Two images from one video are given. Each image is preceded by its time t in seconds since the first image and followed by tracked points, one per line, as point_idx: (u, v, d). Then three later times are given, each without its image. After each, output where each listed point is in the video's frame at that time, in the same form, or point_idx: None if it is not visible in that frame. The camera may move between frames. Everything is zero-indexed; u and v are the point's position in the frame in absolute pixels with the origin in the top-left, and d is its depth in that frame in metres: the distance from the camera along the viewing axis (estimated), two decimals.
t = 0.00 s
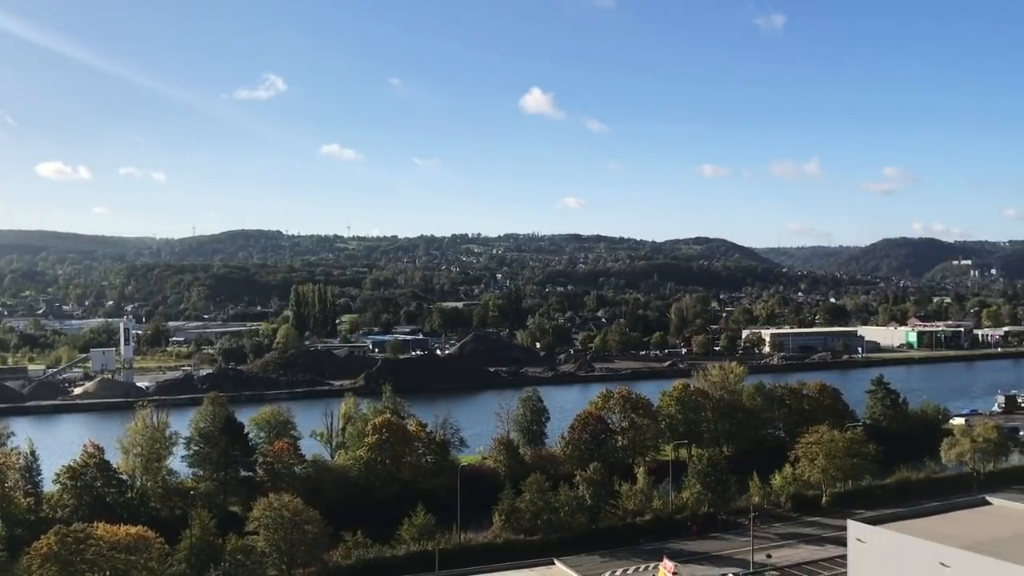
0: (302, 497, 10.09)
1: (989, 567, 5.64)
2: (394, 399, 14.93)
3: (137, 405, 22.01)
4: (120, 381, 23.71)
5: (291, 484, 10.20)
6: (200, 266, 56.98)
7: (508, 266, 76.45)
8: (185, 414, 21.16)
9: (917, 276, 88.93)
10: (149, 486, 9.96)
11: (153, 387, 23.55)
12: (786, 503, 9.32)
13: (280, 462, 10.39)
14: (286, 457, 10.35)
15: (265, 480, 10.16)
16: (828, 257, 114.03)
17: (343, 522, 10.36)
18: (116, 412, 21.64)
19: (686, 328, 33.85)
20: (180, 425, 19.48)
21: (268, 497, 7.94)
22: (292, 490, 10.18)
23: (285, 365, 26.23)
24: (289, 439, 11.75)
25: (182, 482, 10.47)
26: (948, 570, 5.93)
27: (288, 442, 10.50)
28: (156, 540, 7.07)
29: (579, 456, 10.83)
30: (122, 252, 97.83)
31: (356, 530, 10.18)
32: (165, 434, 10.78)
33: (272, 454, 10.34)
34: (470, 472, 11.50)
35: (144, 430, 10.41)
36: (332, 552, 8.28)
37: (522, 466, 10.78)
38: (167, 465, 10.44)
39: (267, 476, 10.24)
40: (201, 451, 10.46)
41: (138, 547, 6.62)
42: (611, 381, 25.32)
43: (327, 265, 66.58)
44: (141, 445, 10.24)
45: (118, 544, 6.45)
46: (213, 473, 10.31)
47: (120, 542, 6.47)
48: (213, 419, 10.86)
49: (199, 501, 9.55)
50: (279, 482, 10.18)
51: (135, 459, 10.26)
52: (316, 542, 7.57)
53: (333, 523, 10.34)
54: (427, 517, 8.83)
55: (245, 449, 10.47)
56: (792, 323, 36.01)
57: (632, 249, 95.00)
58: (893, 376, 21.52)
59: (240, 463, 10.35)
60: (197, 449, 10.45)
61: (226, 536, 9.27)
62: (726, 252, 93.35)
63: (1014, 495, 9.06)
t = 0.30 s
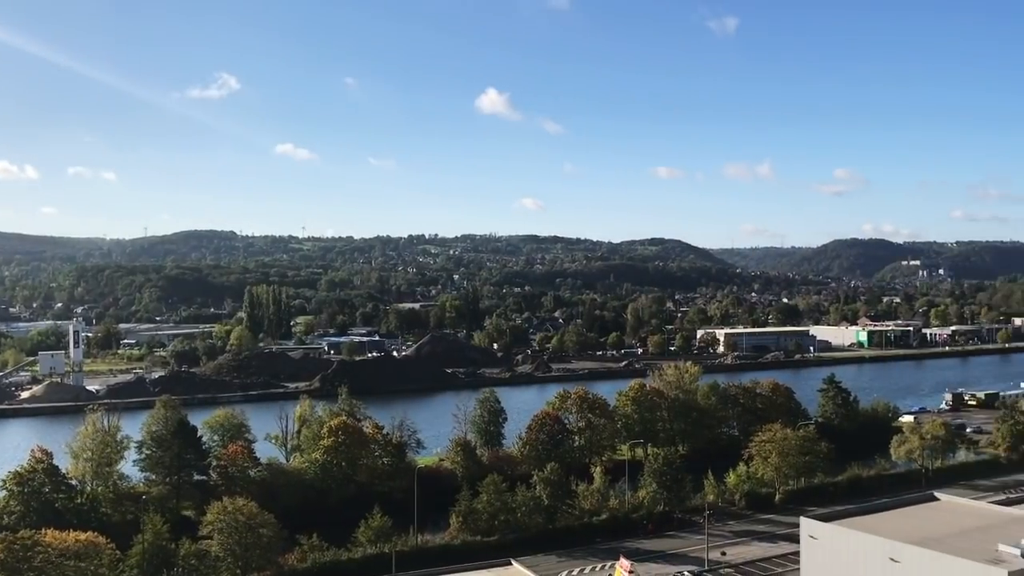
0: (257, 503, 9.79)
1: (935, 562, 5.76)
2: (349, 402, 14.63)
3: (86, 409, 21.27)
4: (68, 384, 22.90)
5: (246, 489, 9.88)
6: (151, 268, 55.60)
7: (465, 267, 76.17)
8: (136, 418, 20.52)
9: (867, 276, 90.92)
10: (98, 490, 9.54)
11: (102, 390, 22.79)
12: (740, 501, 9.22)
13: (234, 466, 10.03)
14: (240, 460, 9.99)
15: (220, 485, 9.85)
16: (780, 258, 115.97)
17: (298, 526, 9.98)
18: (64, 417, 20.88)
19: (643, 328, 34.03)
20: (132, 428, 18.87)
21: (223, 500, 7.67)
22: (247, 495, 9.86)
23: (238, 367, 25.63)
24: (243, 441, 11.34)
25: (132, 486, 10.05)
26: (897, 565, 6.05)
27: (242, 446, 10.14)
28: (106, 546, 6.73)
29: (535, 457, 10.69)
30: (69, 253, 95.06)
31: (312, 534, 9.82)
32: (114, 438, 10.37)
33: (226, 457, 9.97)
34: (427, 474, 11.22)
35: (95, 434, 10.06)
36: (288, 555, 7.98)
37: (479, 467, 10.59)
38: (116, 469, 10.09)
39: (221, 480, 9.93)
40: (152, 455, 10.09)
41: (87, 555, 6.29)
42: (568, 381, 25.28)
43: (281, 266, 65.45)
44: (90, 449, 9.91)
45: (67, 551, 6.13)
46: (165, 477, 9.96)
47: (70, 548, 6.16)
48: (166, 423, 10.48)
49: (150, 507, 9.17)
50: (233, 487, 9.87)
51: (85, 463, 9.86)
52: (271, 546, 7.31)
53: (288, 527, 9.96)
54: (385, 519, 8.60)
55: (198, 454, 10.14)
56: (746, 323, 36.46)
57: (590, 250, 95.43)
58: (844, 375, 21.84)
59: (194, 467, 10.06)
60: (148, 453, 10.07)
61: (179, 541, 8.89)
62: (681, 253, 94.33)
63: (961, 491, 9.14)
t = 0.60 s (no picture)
0: (208, 508, 9.42)
1: (883, 558, 5.85)
2: (302, 406, 14.32)
3: (29, 415, 20.49)
4: (10, 389, 22.03)
5: (198, 494, 9.41)
6: (97, 270, 53.99)
7: (420, 269, 75.72)
8: (83, 424, 19.84)
9: (815, 277, 92.89)
10: (43, 498, 9.11)
11: (46, 396, 21.98)
12: (692, 500, 9.21)
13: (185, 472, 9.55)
14: (191, 465, 9.53)
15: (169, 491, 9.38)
16: (730, 259, 117.80)
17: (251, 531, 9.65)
18: (5, 423, 20.08)
19: (597, 329, 34.17)
20: (78, 435, 18.23)
21: (172, 507, 7.38)
22: (198, 501, 9.42)
23: (188, 371, 24.95)
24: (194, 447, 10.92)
25: (79, 493, 9.58)
26: (847, 561, 6.12)
27: (193, 451, 9.72)
28: (51, 555, 6.41)
29: (490, 459, 10.55)
30: (9, 255, 91.86)
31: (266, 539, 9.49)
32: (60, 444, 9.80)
33: (176, 463, 9.52)
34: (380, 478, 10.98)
35: (39, 440, 9.49)
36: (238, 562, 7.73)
37: (434, 470, 10.41)
38: (62, 475, 9.55)
39: (171, 486, 9.42)
40: (100, 461, 9.64)
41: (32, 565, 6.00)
42: (523, 383, 25.21)
43: (232, 269, 64.17)
44: (34, 456, 9.34)
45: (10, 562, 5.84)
46: (114, 484, 9.52)
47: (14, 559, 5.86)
48: (114, 428, 10.10)
49: (98, 514, 8.76)
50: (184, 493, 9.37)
51: (29, 471, 9.34)
52: (222, 553, 7.02)
53: (241, 532, 9.63)
54: (338, 523, 8.39)
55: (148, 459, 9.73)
56: (697, 324, 36.87)
57: (544, 252, 95.63)
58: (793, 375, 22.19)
59: (142, 473, 9.70)
60: (95, 459, 9.63)
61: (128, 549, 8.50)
62: (634, 255, 95.10)
63: (906, 488, 9.28)
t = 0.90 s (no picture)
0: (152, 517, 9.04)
1: (826, 555, 5.92)
2: (248, 412, 13.96)
3: None
4: None
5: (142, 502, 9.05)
6: (34, 274, 52.12)
7: (369, 273, 74.94)
8: (20, 432, 19.06)
9: (760, 280, 94.71)
10: None
11: None
12: (641, 501, 9.20)
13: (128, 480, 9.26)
14: (134, 473, 9.22)
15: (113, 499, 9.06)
16: (677, 263, 119.46)
17: (197, 538, 9.29)
18: None
19: (546, 332, 34.18)
20: (15, 443, 17.48)
21: (115, 515, 7.04)
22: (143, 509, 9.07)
23: (131, 377, 24.15)
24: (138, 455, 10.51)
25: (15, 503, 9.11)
26: (791, 560, 6.17)
27: (137, 459, 9.39)
28: None
29: (439, 463, 10.39)
30: None
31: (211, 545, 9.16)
32: None
33: (119, 471, 9.20)
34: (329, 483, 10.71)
35: None
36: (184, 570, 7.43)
37: (383, 475, 10.20)
38: None
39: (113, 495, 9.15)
40: (38, 470, 9.23)
41: None
42: (473, 387, 25.04)
43: (176, 273, 62.57)
44: None
45: None
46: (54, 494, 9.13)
47: None
48: (54, 436, 9.66)
49: (38, 524, 8.32)
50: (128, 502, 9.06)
51: None
52: (166, 562, 6.74)
53: (187, 540, 9.26)
54: (286, 529, 8.16)
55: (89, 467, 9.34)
56: (646, 326, 37.19)
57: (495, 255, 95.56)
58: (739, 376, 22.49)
59: (82, 482, 9.31)
60: (33, 468, 9.22)
61: (68, 559, 8.10)
62: (583, 258, 95.70)
63: (849, 486, 9.43)
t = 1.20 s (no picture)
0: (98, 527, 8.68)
1: (775, 555, 5.97)
2: (197, 418, 13.59)
3: None
4: None
5: (88, 511, 8.70)
6: None
7: (320, 277, 73.92)
8: None
9: (710, 284, 96.08)
10: None
11: None
12: (594, 504, 9.17)
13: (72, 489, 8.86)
14: (79, 482, 8.79)
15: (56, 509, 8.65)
16: (629, 267, 120.48)
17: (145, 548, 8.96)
18: None
19: (500, 337, 34.09)
20: None
21: (59, 526, 6.75)
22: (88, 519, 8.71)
23: (76, 384, 23.34)
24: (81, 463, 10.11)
25: None
26: (742, 560, 6.21)
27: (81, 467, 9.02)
28: None
29: (392, 469, 10.21)
30: None
31: (159, 554, 8.83)
32: None
33: (63, 480, 8.82)
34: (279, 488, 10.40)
35: None
36: None
37: (335, 481, 9.99)
38: None
39: (57, 504, 8.74)
40: None
41: None
42: (426, 393, 24.80)
43: (121, 277, 60.84)
44: None
45: None
46: None
47: None
48: None
49: None
50: (71, 511, 8.66)
51: None
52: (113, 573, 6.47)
53: (134, 549, 8.92)
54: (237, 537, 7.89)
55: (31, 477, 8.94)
56: (598, 330, 37.38)
57: (448, 259, 95.17)
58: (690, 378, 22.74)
59: (25, 491, 8.92)
60: None
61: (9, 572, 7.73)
62: (536, 263, 95.87)
63: (798, 486, 9.55)
